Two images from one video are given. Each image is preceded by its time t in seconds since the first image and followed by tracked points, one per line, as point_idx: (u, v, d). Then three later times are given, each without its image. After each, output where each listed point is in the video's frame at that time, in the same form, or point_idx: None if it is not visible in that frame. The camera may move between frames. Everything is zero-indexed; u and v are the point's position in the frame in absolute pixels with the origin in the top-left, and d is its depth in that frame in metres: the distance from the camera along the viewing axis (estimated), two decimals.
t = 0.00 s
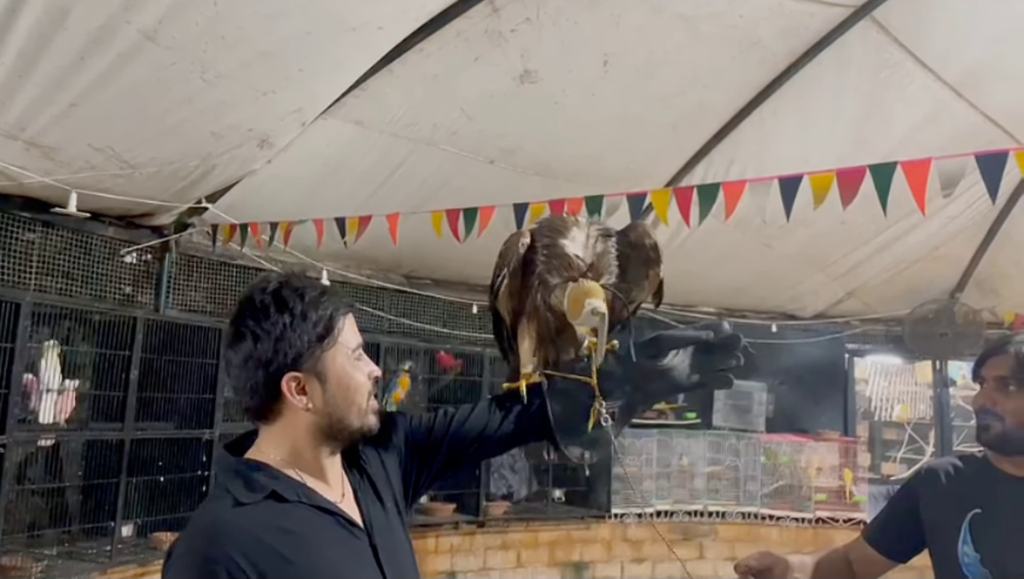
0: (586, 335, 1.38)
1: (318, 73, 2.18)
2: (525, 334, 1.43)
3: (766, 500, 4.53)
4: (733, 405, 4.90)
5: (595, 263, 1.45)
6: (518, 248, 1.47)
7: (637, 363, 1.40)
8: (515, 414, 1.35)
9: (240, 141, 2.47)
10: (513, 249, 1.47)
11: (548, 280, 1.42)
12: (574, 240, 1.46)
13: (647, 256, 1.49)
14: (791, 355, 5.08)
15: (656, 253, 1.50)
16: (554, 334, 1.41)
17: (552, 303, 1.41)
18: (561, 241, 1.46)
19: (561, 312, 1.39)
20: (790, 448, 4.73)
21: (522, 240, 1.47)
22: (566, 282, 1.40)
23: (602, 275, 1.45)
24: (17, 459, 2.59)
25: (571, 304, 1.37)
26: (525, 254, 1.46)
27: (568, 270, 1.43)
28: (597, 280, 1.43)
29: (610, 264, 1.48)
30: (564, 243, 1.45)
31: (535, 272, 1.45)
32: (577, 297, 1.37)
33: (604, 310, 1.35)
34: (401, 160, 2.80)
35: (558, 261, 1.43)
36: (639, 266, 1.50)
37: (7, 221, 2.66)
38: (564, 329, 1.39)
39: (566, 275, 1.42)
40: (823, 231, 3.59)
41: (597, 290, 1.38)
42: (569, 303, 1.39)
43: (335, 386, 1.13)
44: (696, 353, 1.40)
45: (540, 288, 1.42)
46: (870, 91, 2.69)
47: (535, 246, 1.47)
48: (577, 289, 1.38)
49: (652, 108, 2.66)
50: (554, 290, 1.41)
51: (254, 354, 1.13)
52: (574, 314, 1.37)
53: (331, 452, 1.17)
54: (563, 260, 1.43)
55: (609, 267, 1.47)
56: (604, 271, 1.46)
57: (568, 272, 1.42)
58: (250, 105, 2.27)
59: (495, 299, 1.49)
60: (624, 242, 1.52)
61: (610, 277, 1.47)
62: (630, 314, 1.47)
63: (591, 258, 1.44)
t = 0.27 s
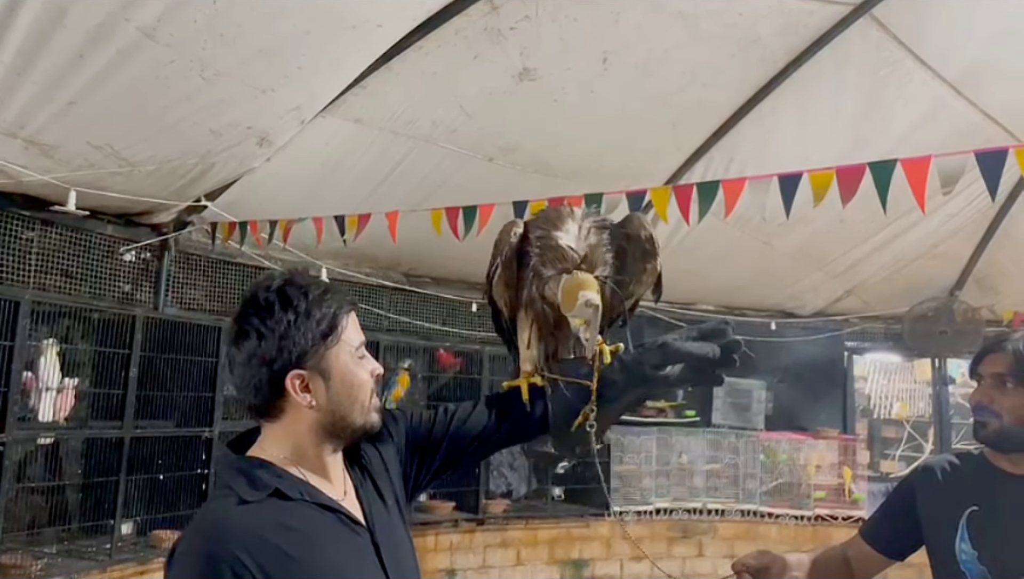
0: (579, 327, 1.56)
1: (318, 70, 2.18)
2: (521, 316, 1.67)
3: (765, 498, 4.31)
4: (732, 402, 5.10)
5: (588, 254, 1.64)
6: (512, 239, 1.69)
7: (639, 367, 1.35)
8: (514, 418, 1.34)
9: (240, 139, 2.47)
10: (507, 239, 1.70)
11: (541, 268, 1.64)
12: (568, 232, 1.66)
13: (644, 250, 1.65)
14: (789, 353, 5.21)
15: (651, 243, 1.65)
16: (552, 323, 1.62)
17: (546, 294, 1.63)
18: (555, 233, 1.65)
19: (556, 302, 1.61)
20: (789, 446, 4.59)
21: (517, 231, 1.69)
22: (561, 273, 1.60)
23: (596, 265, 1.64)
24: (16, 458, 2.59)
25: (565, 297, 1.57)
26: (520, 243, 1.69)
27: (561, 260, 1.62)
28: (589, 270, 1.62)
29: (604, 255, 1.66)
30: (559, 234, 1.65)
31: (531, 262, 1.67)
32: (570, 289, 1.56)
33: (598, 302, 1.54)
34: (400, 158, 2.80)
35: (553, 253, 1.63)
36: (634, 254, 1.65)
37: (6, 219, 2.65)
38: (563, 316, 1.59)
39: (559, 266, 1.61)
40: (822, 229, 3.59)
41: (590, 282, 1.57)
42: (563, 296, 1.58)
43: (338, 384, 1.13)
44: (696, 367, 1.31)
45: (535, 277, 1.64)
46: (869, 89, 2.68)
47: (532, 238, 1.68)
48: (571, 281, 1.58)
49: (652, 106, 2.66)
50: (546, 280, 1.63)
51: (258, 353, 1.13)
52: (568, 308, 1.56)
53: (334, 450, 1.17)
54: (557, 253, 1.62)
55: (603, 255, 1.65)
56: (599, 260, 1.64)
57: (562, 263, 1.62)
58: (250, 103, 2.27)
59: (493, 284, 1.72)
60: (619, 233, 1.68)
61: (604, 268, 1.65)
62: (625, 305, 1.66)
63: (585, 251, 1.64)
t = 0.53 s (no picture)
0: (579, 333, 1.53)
1: (318, 68, 2.18)
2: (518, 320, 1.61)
3: (765, 496, 4.38)
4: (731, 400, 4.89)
5: (590, 261, 1.59)
6: (515, 244, 1.61)
7: (638, 361, 1.56)
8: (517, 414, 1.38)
9: (239, 137, 2.47)
10: (512, 244, 1.62)
11: (541, 274, 1.59)
12: (572, 239, 1.60)
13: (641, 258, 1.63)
14: (789, 350, 5.19)
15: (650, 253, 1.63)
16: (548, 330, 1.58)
17: (546, 299, 1.58)
18: (558, 239, 1.60)
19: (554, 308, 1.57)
20: (789, 444, 4.72)
21: (522, 237, 1.61)
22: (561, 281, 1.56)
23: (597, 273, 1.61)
24: (16, 455, 2.60)
25: (565, 302, 1.53)
26: (524, 248, 1.62)
27: (563, 267, 1.57)
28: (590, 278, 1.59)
29: (605, 263, 1.62)
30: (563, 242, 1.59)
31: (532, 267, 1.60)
32: (571, 294, 1.53)
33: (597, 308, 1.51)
34: (400, 156, 2.80)
35: (555, 260, 1.58)
36: (632, 261, 1.64)
37: (6, 217, 2.65)
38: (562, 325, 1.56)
39: (560, 273, 1.57)
40: (821, 227, 3.60)
41: (590, 288, 1.54)
42: (563, 299, 1.55)
43: (340, 383, 1.13)
44: (693, 350, 1.55)
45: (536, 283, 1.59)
46: (869, 87, 2.68)
47: (534, 242, 1.61)
48: (571, 287, 1.54)
49: (651, 104, 2.66)
50: (547, 286, 1.58)
51: (260, 351, 1.13)
52: (568, 312, 1.52)
53: (334, 449, 1.17)
54: (560, 259, 1.57)
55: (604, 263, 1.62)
56: (599, 266, 1.62)
57: (561, 269, 1.57)
58: (249, 100, 2.26)
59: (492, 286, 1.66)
60: (620, 239, 1.65)
61: (604, 275, 1.62)
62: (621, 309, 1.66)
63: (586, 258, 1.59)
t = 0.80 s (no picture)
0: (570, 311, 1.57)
1: (317, 63, 2.17)
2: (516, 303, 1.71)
3: (765, 491, 4.67)
4: (732, 396, 4.88)
5: (577, 239, 1.69)
6: (501, 230, 1.77)
7: (635, 359, 1.35)
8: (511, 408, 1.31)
9: (238, 133, 2.47)
10: (496, 229, 1.78)
11: (532, 255, 1.69)
12: (557, 219, 1.72)
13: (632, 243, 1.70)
14: (790, 346, 5.06)
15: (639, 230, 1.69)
16: (548, 311, 1.63)
17: (539, 279, 1.66)
18: (543, 220, 1.72)
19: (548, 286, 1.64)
20: (788, 439, 4.73)
21: (505, 222, 1.78)
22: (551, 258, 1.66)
23: (587, 251, 1.69)
24: (16, 451, 2.59)
25: (558, 282, 1.56)
26: (509, 233, 1.77)
27: (551, 247, 1.68)
28: (580, 254, 1.67)
29: (594, 240, 1.71)
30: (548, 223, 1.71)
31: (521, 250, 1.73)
32: (563, 272, 1.57)
33: (589, 286, 1.52)
34: (399, 152, 2.79)
35: (542, 239, 1.69)
36: (626, 245, 1.70)
37: (5, 213, 2.65)
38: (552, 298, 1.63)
39: (550, 251, 1.67)
40: (821, 223, 3.59)
41: (582, 266, 1.57)
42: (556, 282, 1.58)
43: (335, 378, 1.13)
44: (696, 353, 1.32)
45: (527, 264, 1.69)
46: (870, 83, 2.68)
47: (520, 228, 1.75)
48: (562, 266, 1.58)
49: (651, 100, 2.66)
50: (537, 266, 1.68)
51: (254, 346, 1.12)
52: (560, 291, 1.56)
53: (330, 444, 1.17)
54: (547, 238, 1.69)
55: (594, 241, 1.70)
56: (590, 246, 1.69)
57: (552, 248, 1.68)
58: (248, 96, 2.26)
59: (485, 272, 1.80)
60: (609, 223, 1.74)
61: (596, 252, 1.70)
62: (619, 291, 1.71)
63: (575, 237, 1.69)
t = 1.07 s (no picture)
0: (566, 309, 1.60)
1: (317, 58, 2.17)
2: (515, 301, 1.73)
3: (766, 486, 4.67)
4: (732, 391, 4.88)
5: (574, 236, 1.68)
6: (500, 227, 1.76)
7: (639, 358, 1.36)
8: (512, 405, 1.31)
9: (238, 128, 2.46)
10: (495, 225, 1.77)
11: (530, 254, 1.69)
12: (555, 217, 1.72)
13: (632, 234, 1.70)
14: (789, 341, 5.06)
15: (639, 227, 1.69)
16: (547, 309, 1.64)
17: (536, 277, 1.66)
18: (541, 217, 1.72)
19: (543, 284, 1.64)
20: (788, 433, 4.72)
21: (503, 218, 1.77)
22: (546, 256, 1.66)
23: (584, 248, 1.67)
24: (16, 446, 2.60)
25: (552, 279, 1.60)
26: (508, 228, 1.76)
27: (548, 245, 1.68)
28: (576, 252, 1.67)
29: (593, 237, 1.69)
30: (546, 221, 1.71)
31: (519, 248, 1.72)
32: (557, 269, 1.60)
33: (582, 281, 1.58)
34: (399, 147, 2.79)
35: (540, 237, 1.69)
36: (626, 241, 1.70)
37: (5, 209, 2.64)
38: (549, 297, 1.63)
39: (546, 249, 1.67)
40: (822, 217, 3.59)
41: (576, 263, 1.60)
42: (551, 279, 1.61)
43: (324, 374, 1.10)
44: (693, 356, 1.32)
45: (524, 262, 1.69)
46: (871, 77, 2.67)
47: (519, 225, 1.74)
48: (557, 263, 1.61)
49: (651, 94, 2.65)
50: (535, 264, 1.67)
51: (239, 347, 1.10)
52: (554, 287, 1.59)
53: (322, 440, 1.14)
54: (544, 237, 1.68)
55: (591, 238, 1.69)
56: (586, 243, 1.68)
57: (548, 246, 1.67)
58: (248, 91, 2.25)
59: (486, 271, 1.79)
60: (610, 221, 1.72)
61: (593, 249, 1.68)
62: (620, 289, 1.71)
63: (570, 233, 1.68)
